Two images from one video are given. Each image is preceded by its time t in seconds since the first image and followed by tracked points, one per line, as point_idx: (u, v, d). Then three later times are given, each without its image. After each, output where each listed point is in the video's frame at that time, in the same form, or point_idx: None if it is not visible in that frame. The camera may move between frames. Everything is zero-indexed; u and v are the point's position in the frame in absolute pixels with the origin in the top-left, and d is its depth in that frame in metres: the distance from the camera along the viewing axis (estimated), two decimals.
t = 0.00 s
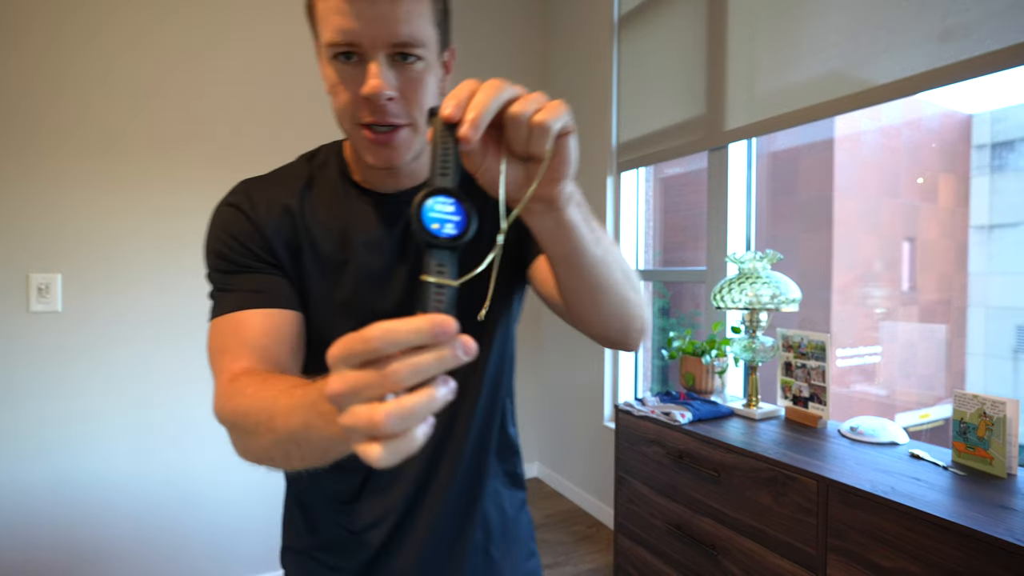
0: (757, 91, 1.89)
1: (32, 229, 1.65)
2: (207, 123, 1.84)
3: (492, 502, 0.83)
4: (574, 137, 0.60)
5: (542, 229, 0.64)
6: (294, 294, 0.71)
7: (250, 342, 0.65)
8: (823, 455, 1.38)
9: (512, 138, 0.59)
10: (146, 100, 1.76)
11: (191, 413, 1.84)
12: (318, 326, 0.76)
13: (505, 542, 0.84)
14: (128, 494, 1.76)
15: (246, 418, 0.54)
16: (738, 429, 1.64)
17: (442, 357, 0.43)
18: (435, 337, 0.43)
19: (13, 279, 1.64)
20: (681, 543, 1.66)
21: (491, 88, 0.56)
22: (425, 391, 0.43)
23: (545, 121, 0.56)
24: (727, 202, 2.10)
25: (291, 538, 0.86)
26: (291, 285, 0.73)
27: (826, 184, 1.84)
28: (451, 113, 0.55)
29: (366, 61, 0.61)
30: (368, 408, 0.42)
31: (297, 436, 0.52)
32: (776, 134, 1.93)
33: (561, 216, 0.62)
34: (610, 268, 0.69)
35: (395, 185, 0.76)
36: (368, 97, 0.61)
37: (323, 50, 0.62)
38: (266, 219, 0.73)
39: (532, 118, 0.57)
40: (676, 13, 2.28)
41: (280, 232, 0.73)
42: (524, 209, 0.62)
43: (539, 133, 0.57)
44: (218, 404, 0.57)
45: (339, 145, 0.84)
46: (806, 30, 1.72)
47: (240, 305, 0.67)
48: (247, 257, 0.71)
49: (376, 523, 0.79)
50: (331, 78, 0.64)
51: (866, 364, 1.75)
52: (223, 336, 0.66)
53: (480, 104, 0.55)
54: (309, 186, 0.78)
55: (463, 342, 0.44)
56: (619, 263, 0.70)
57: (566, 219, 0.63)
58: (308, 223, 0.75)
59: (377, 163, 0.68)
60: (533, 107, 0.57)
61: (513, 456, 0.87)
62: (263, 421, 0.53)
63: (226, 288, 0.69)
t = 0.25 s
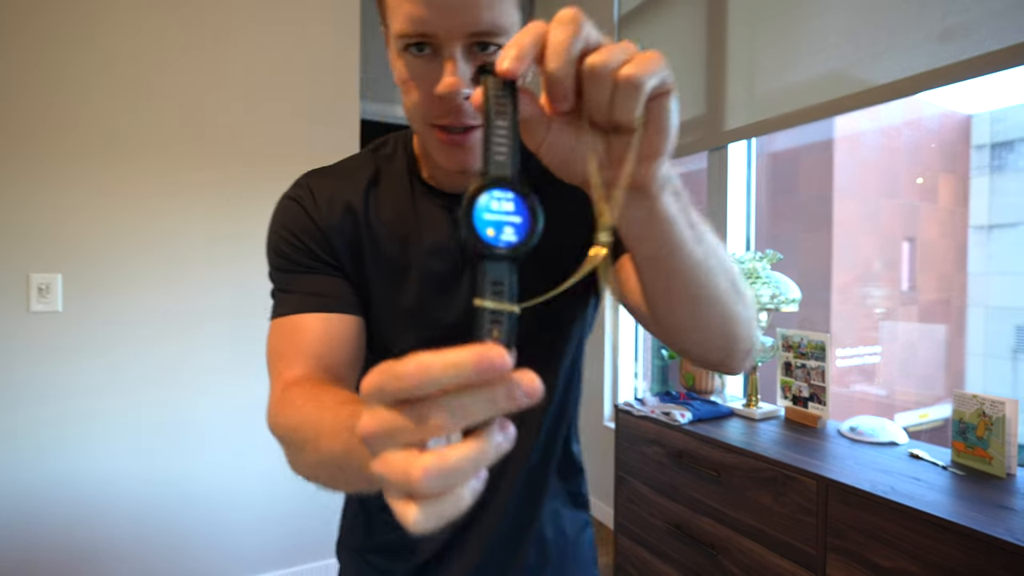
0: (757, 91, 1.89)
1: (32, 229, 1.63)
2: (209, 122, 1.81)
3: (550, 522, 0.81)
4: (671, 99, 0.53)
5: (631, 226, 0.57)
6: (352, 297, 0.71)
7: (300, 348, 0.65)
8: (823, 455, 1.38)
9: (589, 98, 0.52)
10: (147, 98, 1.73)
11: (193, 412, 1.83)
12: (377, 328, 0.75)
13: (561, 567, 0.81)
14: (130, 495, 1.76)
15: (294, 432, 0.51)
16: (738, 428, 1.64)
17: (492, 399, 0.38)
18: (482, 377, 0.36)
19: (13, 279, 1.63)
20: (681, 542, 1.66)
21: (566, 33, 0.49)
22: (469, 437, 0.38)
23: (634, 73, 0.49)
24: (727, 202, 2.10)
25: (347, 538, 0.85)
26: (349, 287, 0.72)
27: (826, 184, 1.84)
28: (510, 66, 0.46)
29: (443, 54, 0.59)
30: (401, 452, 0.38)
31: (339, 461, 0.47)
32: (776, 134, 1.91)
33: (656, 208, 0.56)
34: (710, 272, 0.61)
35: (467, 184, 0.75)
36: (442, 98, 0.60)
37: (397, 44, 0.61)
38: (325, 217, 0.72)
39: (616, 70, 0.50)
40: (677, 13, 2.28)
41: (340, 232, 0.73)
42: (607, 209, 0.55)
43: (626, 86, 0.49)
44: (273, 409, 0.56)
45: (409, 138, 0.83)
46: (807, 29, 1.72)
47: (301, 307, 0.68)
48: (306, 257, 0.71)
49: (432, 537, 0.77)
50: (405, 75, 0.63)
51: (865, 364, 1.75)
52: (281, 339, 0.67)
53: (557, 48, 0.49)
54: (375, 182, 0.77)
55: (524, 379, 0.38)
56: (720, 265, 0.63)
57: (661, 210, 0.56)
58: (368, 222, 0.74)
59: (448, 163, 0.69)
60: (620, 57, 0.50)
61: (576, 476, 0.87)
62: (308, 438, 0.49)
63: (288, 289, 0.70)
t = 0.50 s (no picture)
0: (755, 92, 1.88)
1: (34, 230, 1.64)
2: (210, 122, 1.82)
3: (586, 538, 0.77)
4: (741, 81, 0.46)
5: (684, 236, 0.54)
6: (382, 299, 0.70)
7: (326, 354, 0.64)
8: (822, 454, 1.39)
9: (639, 83, 0.44)
10: (149, 99, 1.74)
11: (194, 412, 1.84)
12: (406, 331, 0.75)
13: None
14: (134, 495, 1.78)
15: (321, 447, 0.49)
16: (737, 428, 1.65)
17: (533, 471, 0.34)
18: (528, 440, 0.33)
19: (14, 280, 1.63)
20: (680, 542, 1.67)
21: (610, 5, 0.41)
22: (505, 506, 0.35)
23: (696, 49, 0.41)
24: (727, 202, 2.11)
25: (384, 542, 0.85)
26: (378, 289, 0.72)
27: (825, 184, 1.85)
28: (539, 45, 0.39)
29: (480, 46, 0.58)
30: (429, 520, 0.35)
31: (360, 486, 0.44)
32: (775, 134, 1.92)
33: (712, 216, 0.53)
34: (774, 287, 0.57)
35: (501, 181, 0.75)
36: (480, 95, 0.61)
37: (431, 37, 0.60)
38: (353, 217, 0.72)
39: (671, 48, 0.42)
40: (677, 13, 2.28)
41: (369, 232, 0.72)
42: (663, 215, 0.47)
43: (686, 69, 0.42)
44: (300, 419, 0.55)
45: (440, 133, 0.82)
46: (806, 31, 1.73)
47: (327, 310, 0.67)
48: (333, 259, 0.71)
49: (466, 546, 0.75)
50: (439, 68, 0.63)
51: (864, 364, 1.74)
52: (304, 348, 0.66)
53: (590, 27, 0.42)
54: (405, 182, 0.77)
55: (575, 440, 0.35)
56: (786, 278, 0.58)
57: (718, 218, 0.53)
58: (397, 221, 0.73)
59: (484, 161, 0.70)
60: (679, 30, 0.42)
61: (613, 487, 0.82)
62: (334, 454, 0.47)
63: (315, 292, 0.69)
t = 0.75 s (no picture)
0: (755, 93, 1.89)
1: (34, 231, 1.64)
2: (210, 123, 1.82)
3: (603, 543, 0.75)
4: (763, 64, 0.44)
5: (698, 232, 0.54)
6: (397, 303, 0.72)
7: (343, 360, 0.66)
8: (819, 453, 1.41)
9: (649, 65, 0.42)
10: (150, 99, 1.74)
11: (195, 412, 1.84)
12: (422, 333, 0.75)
13: None
14: (136, 495, 1.78)
15: (335, 456, 0.49)
16: (735, 427, 1.66)
17: (554, 495, 0.33)
18: (555, 458, 0.32)
19: (14, 281, 1.63)
20: (678, 540, 1.68)
21: None
22: (525, 532, 0.34)
23: (715, 26, 0.39)
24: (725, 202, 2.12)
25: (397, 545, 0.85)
26: (394, 292, 0.73)
27: (823, 185, 1.86)
28: (532, 16, 0.36)
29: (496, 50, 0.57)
30: (445, 549, 0.35)
31: (374, 499, 0.44)
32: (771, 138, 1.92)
33: (731, 217, 0.52)
34: (799, 290, 0.57)
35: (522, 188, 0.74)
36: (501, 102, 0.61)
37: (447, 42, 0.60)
38: (368, 220, 0.73)
39: (688, 26, 0.40)
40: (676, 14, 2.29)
41: (385, 235, 0.73)
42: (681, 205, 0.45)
43: (703, 48, 0.40)
44: (314, 426, 0.56)
45: (457, 135, 0.83)
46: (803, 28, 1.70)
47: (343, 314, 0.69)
48: (349, 261, 0.72)
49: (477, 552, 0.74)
50: (458, 76, 0.64)
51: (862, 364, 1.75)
52: (321, 352, 0.68)
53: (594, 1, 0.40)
54: (423, 185, 0.78)
55: (601, 459, 0.34)
56: (815, 283, 0.59)
57: (739, 219, 0.52)
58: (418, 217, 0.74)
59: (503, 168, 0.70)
60: (696, 5, 0.40)
61: (634, 491, 0.80)
62: (347, 463, 0.48)
63: (332, 295, 0.71)
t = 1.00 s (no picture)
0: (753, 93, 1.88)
1: (35, 231, 1.64)
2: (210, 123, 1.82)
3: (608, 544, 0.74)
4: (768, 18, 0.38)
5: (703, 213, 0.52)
6: (405, 309, 0.72)
7: (349, 365, 0.68)
8: (817, 453, 1.42)
9: (641, 20, 0.36)
10: (150, 99, 1.74)
11: (196, 411, 1.85)
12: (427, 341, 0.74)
13: None
14: (138, 494, 1.79)
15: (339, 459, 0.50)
16: (733, 426, 1.67)
17: (507, 498, 0.33)
18: (508, 458, 0.31)
19: (15, 282, 1.63)
20: (677, 539, 1.68)
21: None
22: (479, 538, 0.34)
23: None
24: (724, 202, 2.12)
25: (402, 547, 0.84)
26: (401, 298, 0.73)
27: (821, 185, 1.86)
28: None
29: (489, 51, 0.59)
30: (401, 551, 0.36)
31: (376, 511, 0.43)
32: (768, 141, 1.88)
33: (732, 190, 0.49)
34: (814, 273, 0.57)
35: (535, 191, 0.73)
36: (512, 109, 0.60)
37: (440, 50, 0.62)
38: (379, 226, 0.74)
39: None
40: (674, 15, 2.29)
41: (395, 241, 0.73)
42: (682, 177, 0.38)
43: None
44: (320, 424, 0.58)
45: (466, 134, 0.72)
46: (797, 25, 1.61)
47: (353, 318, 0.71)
48: (360, 265, 0.74)
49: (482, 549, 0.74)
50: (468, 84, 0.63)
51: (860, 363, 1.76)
52: (331, 350, 0.72)
53: None
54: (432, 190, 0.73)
55: (561, 459, 0.33)
56: (829, 267, 0.59)
57: (742, 197, 0.50)
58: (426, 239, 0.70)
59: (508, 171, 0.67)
60: None
61: (640, 491, 0.80)
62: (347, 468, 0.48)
63: (343, 297, 0.74)
